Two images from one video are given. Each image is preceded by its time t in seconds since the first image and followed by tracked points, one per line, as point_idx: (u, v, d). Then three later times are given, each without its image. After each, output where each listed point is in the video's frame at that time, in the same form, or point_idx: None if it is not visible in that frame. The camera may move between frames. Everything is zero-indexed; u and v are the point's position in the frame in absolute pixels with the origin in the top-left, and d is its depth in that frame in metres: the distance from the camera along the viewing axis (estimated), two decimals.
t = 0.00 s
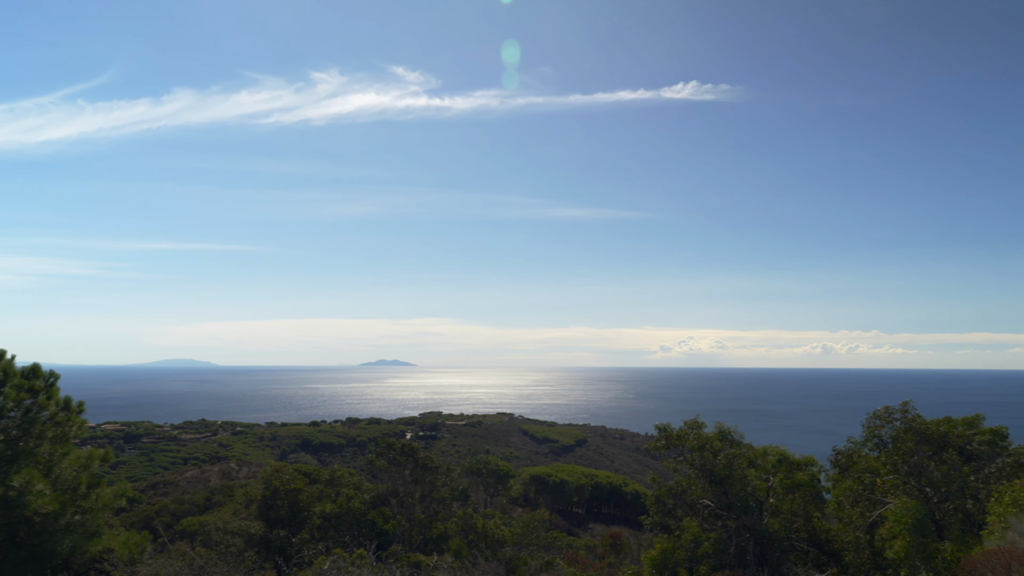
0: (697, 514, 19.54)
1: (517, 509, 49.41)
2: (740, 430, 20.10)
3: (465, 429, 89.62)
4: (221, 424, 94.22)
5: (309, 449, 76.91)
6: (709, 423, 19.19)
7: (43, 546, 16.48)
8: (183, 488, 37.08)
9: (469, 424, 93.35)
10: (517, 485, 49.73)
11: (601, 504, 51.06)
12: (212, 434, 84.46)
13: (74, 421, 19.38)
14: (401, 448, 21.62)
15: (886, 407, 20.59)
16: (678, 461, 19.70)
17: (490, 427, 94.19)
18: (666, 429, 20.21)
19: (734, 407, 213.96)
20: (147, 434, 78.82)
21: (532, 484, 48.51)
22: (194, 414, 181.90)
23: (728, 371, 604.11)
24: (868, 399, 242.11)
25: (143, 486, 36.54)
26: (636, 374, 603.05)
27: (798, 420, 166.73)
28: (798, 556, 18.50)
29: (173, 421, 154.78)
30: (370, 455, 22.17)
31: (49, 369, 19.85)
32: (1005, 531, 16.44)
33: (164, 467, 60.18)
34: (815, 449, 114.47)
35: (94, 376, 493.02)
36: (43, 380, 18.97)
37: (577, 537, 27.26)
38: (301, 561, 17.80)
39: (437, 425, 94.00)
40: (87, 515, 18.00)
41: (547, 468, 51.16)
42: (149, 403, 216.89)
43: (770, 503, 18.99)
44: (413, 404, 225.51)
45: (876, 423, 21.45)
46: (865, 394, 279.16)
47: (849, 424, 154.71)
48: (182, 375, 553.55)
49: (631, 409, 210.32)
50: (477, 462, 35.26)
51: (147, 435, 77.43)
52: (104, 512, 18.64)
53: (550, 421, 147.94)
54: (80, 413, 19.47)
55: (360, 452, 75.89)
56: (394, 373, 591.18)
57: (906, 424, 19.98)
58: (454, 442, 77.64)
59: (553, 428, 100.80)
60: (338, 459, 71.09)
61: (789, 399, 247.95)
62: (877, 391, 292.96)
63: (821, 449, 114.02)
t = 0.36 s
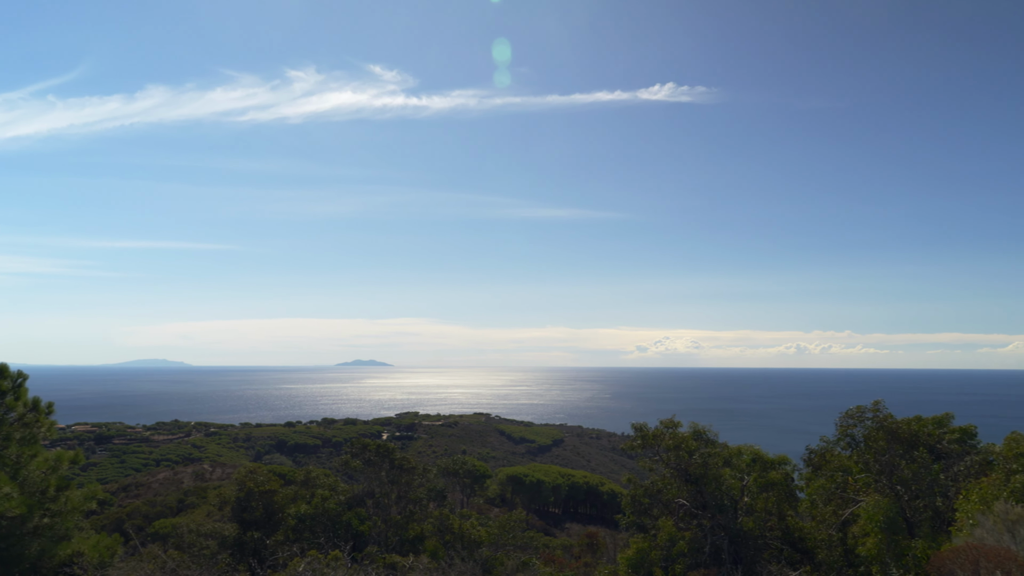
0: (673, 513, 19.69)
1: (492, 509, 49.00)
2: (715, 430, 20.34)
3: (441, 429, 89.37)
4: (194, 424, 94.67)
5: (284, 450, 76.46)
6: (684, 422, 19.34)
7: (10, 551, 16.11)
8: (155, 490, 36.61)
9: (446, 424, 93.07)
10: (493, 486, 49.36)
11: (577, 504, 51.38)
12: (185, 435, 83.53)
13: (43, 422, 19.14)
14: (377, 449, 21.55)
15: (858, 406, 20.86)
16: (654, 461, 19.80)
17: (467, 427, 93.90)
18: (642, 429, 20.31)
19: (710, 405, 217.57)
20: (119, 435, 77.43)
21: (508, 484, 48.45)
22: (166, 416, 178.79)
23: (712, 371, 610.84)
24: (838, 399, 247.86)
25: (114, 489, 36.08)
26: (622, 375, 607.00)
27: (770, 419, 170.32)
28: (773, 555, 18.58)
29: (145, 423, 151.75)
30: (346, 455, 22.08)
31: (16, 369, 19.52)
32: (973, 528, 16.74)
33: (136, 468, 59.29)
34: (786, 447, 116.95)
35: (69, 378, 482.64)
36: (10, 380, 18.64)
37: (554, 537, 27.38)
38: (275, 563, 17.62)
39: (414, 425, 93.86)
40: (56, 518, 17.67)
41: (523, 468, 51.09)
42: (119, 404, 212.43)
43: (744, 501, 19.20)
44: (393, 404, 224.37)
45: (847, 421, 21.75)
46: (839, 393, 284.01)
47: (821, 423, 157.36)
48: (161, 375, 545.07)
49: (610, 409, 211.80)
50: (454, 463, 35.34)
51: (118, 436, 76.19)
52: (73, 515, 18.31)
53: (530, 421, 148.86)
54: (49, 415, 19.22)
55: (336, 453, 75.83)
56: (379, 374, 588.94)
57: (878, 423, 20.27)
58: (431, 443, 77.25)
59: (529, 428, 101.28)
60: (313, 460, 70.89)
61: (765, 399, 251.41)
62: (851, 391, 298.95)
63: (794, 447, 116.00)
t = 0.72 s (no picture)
0: (648, 513, 19.83)
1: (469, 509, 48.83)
2: (691, 429, 20.51)
3: (418, 429, 89.18)
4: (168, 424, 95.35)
5: (259, 450, 76.12)
6: (660, 422, 19.47)
7: None
8: (128, 490, 36.30)
9: (422, 424, 92.69)
10: (470, 485, 49.15)
11: (554, 503, 51.62)
12: (160, 436, 82.71)
13: (12, 422, 18.68)
14: (354, 449, 21.57)
15: (833, 406, 21.17)
16: (630, 460, 19.93)
17: (443, 427, 93.73)
18: (619, 429, 20.40)
19: (687, 404, 220.60)
20: (91, 435, 76.49)
21: (485, 484, 48.50)
22: (140, 416, 176.59)
23: (696, 371, 617.01)
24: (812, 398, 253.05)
25: (85, 490, 35.76)
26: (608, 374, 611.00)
27: (745, 418, 173.29)
28: (747, 553, 18.68)
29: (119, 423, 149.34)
30: (322, 456, 22.02)
31: None
32: (942, 526, 16.97)
33: (108, 469, 58.57)
34: (759, 446, 119.09)
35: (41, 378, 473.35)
36: None
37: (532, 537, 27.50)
38: (249, 564, 17.53)
39: (390, 425, 93.36)
40: (25, 520, 17.39)
41: (500, 468, 51.12)
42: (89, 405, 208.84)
43: (719, 501, 19.38)
44: (374, 404, 223.44)
45: (821, 421, 22.07)
46: (818, 393, 287.54)
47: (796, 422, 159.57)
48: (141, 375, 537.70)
49: (590, 408, 212.85)
50: (432, 463, 35.37)
51: (90, 437, 75.19)
52: (43, 517, 18.04)
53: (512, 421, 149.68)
54: (18, 414, 18.79)
55: (312, 453, 75.80)
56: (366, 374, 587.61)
57: (851, 423, 20.56)
58: (408, 443, 77.22)
59: (505, 428, 101.05)
60: (290, 461, 70.94)
61: (742, 398, 253.92)
62: (827, 390, 304.61)
63: (768, 446, 117.53)
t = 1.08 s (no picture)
0: (625, 512, 19.94)
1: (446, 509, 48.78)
2: (667, 429, 20.68)
3: (396, 429, 89.04)
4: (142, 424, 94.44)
5: (234, 451, 75.65)
6: (637, 421, 19.59)
7: None
8: (100, 491, 35.96)
9: (400, 424, 92.53)
10: (448, 486, 49.06)
11: (531, 503, 51.80)
12: (133, 436, 81.62)
13: None
14: (329, 450, 21.56)
15: (807, 406, 21.46)
16: (606, 460, 20.01)
17: (421, 426, 93.65)
18: (596, 429, 20.47)
19: (666, 404, 222.59)
20: (63, 435, 75.53)
21: (463, 484, 48.55)
22: (115, 416, 173.77)
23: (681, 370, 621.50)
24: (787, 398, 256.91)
25: (56, 491, 35.33)
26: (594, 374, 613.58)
27: (721, 417, 175.50)
28: (723, 553, 18.70)
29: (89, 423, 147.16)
30: (298, 456, 21.96)
31: None
32: (914, 523, 17.17)
33: (79, 470, 57.87)
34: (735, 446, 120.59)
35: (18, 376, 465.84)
36: None
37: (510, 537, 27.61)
38: (223, 566, 17.37)
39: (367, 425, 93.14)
40: None
41: (478, 468, 51.19)
42: (59, 405, 204.82)
43: (696, 500, 19.53)
44: (354, 405, 222.35)
45: (795, 420, 22.38)
46: (797, 393, 291.35)
47: (771, 421, 161.78)
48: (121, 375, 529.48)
49: (571, 408, 214.02)
50: (409, 464, 35.38)
51: (61, 437, 74.17)
52: (12, 520, 17.77)
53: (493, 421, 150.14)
54: None
55: (288, 454, 75.66)
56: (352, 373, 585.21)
57: (825, 423, 20.86)
58: (384, 443, 77.07)
59: (483, 428, 101.25)
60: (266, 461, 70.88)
61: (720, 398, 256.24)
62: (805, 391, 309.18)
63: (743, 445, 119.08)
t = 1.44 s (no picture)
0: (602, 512, 20.00)
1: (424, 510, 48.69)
2: (644, 429, 20.86)
3: (373, 429, 88.94)
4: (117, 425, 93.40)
5: (209, 451, 75.15)
6: (614, 422, 19.69)
7: None
8: (71, 493, 35.54)
9: (377, 424, 92.44)
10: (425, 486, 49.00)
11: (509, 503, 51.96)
12: (106, 437, 80.64)
13: None
14: (306, 450, 21.56)
15: (783, 406, 21.71)
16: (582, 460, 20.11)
17: (398, 426, 93.56)
18: (573, 428, 20.53)
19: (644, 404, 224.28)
20: (34, 436, 74.57)
21: (441, 484, 48.58)
22: (89, 417, 171.48)
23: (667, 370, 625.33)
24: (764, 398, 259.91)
25: (25, 492, 34.76)
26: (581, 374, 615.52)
27: (697, 416, 177.26)
28: (699, 551, 18.73)
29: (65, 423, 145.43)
30: (275, 456, 21.86)
31: None
32: (886, 522, 17.34)
33: (50, 472, 57.20)
34: (710, 445, 121.92)
35: None
36: None
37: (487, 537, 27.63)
38: (198, 567, 17.25)
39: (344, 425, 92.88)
40: None
41: (456, 468, 51.27)
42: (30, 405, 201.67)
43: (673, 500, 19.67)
44: (334, 405, 221.32)
45: (771, 420, 22.65)
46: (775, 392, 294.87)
47: (747, 421, 163.87)
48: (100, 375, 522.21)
49: (552, 408, 214.99)
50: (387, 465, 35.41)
51: (32, 438, 73.21)
52: None
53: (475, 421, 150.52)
54: None
55: (264, 454, 75.45)
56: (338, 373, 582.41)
57: (800, 422, 21.06)
58: (361, 443, 76.90)
59: (461, 428, 101.49)
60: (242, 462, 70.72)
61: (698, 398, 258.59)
62: (783, 390, 313.01)
63: (720, 444, 120.82)
